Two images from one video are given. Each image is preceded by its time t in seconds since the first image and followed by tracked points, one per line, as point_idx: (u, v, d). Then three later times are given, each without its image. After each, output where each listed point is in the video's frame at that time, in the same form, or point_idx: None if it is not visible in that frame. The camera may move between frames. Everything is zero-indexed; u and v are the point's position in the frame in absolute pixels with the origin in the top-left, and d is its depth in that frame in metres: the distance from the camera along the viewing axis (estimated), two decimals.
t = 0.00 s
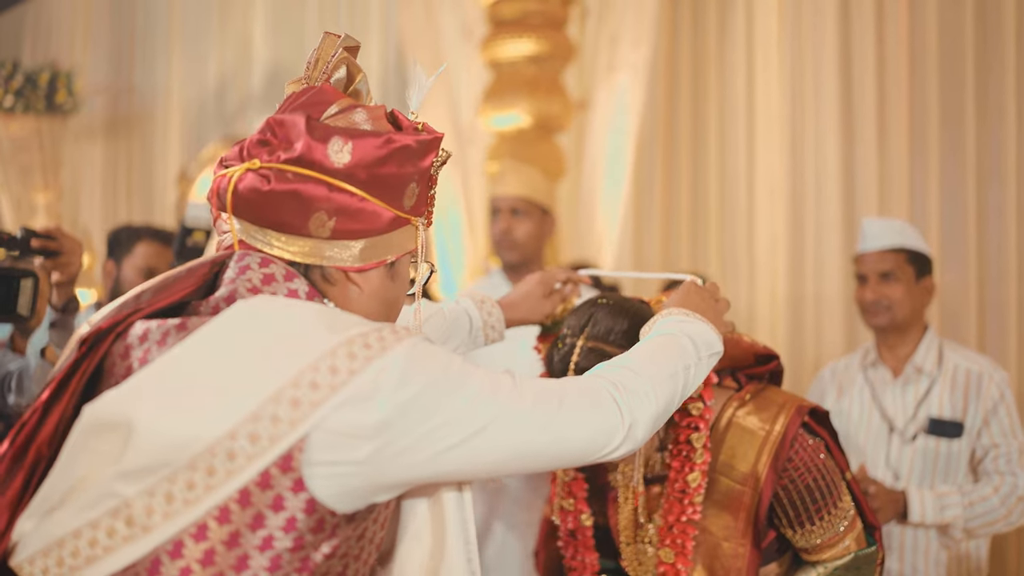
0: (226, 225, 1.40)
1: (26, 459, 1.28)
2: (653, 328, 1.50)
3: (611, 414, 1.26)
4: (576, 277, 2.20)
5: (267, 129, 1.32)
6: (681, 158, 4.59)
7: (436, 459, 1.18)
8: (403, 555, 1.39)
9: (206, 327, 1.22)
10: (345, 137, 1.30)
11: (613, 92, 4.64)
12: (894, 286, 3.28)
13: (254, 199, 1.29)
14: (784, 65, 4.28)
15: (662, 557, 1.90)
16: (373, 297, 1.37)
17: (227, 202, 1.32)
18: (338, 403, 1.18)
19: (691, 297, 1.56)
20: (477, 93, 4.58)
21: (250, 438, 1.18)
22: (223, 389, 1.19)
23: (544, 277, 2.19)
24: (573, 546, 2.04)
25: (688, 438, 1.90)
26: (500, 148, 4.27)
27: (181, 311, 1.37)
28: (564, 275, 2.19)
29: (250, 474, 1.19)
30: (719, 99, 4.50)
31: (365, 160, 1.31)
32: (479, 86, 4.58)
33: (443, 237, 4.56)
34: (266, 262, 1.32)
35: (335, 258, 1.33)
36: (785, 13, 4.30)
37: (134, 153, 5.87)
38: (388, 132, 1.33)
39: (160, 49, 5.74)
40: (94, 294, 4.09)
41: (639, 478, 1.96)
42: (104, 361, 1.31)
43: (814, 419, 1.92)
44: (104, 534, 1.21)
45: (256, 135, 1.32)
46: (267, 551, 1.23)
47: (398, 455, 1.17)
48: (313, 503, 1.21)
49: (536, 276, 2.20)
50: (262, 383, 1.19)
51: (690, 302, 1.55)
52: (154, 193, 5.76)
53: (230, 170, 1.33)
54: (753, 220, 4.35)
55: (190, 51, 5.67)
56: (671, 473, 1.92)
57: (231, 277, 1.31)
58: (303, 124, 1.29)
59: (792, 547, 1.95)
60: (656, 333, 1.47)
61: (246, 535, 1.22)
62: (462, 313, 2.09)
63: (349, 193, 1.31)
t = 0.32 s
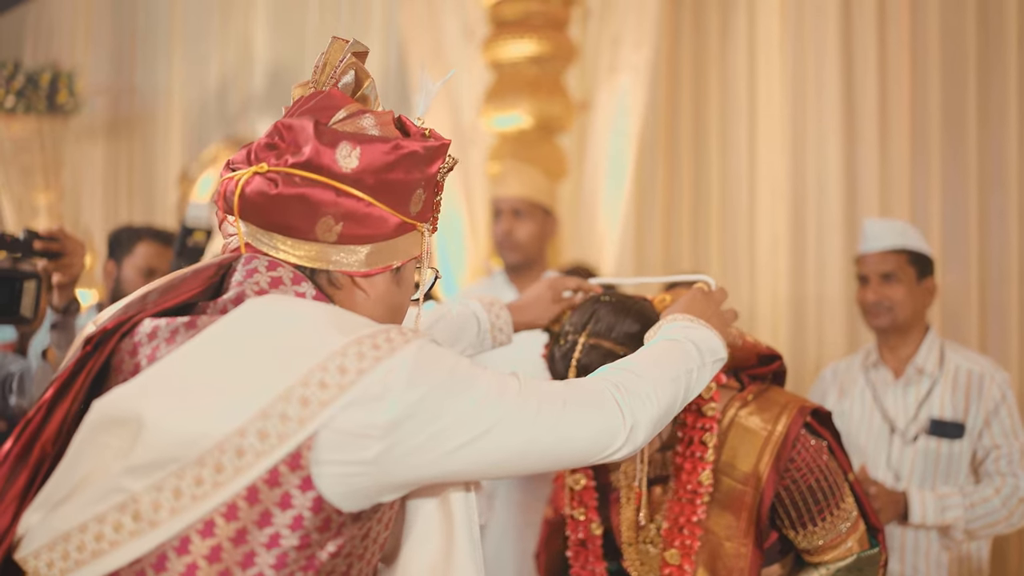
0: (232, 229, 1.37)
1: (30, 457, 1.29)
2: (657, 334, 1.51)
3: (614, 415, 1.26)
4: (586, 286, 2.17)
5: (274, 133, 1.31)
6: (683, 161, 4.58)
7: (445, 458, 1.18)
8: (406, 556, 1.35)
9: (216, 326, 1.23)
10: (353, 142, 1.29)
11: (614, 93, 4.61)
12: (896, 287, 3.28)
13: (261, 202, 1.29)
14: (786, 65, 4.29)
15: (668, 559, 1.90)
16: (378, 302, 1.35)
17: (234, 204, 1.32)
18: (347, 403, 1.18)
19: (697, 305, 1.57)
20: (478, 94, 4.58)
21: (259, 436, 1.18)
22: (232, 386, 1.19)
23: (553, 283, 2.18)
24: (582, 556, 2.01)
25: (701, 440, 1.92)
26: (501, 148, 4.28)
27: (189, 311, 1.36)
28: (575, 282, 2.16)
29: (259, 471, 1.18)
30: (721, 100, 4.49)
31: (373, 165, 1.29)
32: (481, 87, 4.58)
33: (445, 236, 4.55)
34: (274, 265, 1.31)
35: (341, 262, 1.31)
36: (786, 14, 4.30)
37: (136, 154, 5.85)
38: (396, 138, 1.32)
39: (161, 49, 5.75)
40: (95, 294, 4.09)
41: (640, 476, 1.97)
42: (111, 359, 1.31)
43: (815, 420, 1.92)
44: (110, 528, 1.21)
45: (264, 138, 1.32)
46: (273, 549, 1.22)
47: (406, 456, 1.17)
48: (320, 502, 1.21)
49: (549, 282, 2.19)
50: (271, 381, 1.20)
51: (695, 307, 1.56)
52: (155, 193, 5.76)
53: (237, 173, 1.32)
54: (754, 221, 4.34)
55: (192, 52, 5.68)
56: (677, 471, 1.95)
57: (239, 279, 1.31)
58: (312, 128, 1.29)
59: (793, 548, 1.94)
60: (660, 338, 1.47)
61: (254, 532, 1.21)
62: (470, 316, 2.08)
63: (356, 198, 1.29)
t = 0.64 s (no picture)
0: (241, 229, 1.36)
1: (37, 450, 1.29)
2: (661, 334, 1.50)
3: (618, 412, 1.26)
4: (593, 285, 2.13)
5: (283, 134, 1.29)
6: (685, 155, 4.58)
7: (454, 455, 1.17)
8: (411, 552, 1.34)
9: (225, 323, 1.22)
10: (362, 145, 1.28)
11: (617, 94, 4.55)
12: (899, 286, 3.27)
13: (269, 204, 1.28)
14: (789, 64, 4.29)
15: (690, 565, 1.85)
16: (386, 305, 1.34)
17: (242, 205, 1.31)
18: (355, 400, 1.17)
19: (703, 305, 1.57)
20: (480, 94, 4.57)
21: (268, 430, 1.18)
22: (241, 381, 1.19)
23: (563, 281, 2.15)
24: (574, 562, 2.00)
25: (715, 438, 1.89)
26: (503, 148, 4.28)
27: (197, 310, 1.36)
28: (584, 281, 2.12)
29: (267, 466, 1.18)
30: (724, 97, 4.49)
31: (382, 168, 1.28)
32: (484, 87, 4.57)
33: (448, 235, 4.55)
34: (282, 266, 1.30)
35: (348, 265, 1.30)
36: (789, 13, 4.30)
37: (138, 155, 5.85)
38: (405, 141, 1.30)
39: (163, 49, 5.76)
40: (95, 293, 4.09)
41: (647, 471, 1.96)
42: (119, 354, 1.31)
43: (820, 418, 1.92)
44: (117, 519, 1.20)
45: (273, 139, 1.30)
46: (280, 545, 1.21)
47: (415, 453, 1.17)
48: (328, 499, 1.20)
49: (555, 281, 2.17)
50: (280, 377, 1.19)
51: (701, 306, 1.56)
52: (156, 194, 5.77)
53: (246, 174, 1.31)
54: (756, 221, 4.34)
55: (195, 52, 5.70)
56: (687, 471, 1.91)
57: (248, 281, 1.30)
58: (320, 130, 1.27)
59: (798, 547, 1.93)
60: (664, 338, 1.47)
61: (261, 527, 1.20)
62: (481, 316, 2.09)
63: (364, 201, 1.28)
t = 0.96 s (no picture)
0: (248, 231, 1.36)
1: (43, 445, 1.29)
2: (665, 333, 1.51)
3: (620, 408, 1.27)
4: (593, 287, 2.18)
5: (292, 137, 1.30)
6: (687, 154, 4.61)
7: (461, 454, 1.18)
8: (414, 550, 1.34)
9: (231, 320, 1.23)
10: (370, 149, 1.28)
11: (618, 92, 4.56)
12: (901, 283, 3.27)
13: (277, 207, 1.28)
14: (790, 64, 4.32)
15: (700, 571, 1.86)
16: (391, 309, 1.34)
17: (250, 208, 1.31)
18: (361, 398, 1.18)
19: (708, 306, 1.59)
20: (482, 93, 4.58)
21: (273, 427, 1.18)
22: (247, 379, 1.20)
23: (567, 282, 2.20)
24: (576, 567, 1.99)
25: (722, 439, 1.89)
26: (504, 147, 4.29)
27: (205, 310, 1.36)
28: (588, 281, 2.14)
29: (272, 461, 1.18)
30: (725, 95, 4.52)
31: (389, 173, 1.28)
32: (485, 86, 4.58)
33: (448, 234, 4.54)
34: (289, 269, 1.31)
35: (354, 269, 1.30)
36: (790, 14, 4.34)
37: (140, 153, 5.89)
38: (412, 147, 1.31)
39: (165, 49, 5.79)
40: (96, 292, 4.10)
41: (651, 465, 1.98)
42: (128, 349, 1.32)
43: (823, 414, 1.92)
44: (121, 511, 1.21)
45: (282, 143, 1.31)
46: (284, 542, 1.21)
47: (419, 452, 1.17)
48: (333, 496, 1.20)
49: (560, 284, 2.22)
50: (285, 376, 1.20)
51: (705, 308, 1.57)
52: (157, 194, 5.81)
53: (254, 177, 1.31)
54: (758, 218, 4.38)
55: (198, 52, 5.74)
56: (694, 474, 1.90)
57: (257, 285, 1.31)
58: (329, 134, 1.27)
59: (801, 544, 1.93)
60: (668, 338, 1.48)
61: (265, 523, 1.20)
62: (491, 317, 2.06)
63: (371, 206, 1.28)
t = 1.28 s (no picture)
0: (251, 236, 1.37)
1: (44, 447, 1.29)
2: (667, 340, 1.51)
3: (618, 412, 1.27)
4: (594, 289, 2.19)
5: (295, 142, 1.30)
6: (689, 154, 4.62)
7: (462, 455, 1.18)
8: (414, 552, 1.34)
9: (233, 320, 1.23)
10: (373, 154, 1.28)
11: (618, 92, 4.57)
12: (901, 282, 3.27)
13: (280, 212, 1.28)
14: (792, 64, 4.33)
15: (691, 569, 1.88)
16: (394, 313, 1.34)
17: (253, 212, 1.31)
18: (361, 399, 1.18)
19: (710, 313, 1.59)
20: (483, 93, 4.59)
21: (273, 426, 1.19)
22: (248, 379, 1.20)
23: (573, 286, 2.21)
24: None
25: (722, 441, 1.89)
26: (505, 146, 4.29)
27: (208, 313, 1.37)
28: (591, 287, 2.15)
29: (272, 461, 1.19)
30: (727, 95, 4.54)
31: (392, 178, 1.28)
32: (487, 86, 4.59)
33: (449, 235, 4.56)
34: (292, 274, 1.31)
35: (356, 274, 1.31)
36: (791, 14, 4.35)
37: (141, 153, 5.90)
38: (416, 152, 1.31)
39: (168, 50, 5.81)
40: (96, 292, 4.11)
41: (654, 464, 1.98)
42: (133, 349, 1.32)
43: (827, 413, 1.91)
44: (122, 509, 1.21)
45: (285, 147, 1.31)
46: (283, 542, 1.21)
47: (420, 453, 1.18)
48: (332, 497, 1.20)
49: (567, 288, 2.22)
50: (286, 376, 1.20)
51: (708, 319, 1.57)
52: (159, 194, 5.81)
53: (258, 181, 1.31)
54: (760, 218, 4.39)
55: (200, 52, 5.76)
56: (689, 493, 1.91)
57: (260, 289, 1.32)
58: (332, 139, 1.28)
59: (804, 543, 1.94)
60: (668, 344, 1.48)
61: (265, 523, 1.21)
62: (500, 320, 2.06)
63: (374, 211, 1.28)
